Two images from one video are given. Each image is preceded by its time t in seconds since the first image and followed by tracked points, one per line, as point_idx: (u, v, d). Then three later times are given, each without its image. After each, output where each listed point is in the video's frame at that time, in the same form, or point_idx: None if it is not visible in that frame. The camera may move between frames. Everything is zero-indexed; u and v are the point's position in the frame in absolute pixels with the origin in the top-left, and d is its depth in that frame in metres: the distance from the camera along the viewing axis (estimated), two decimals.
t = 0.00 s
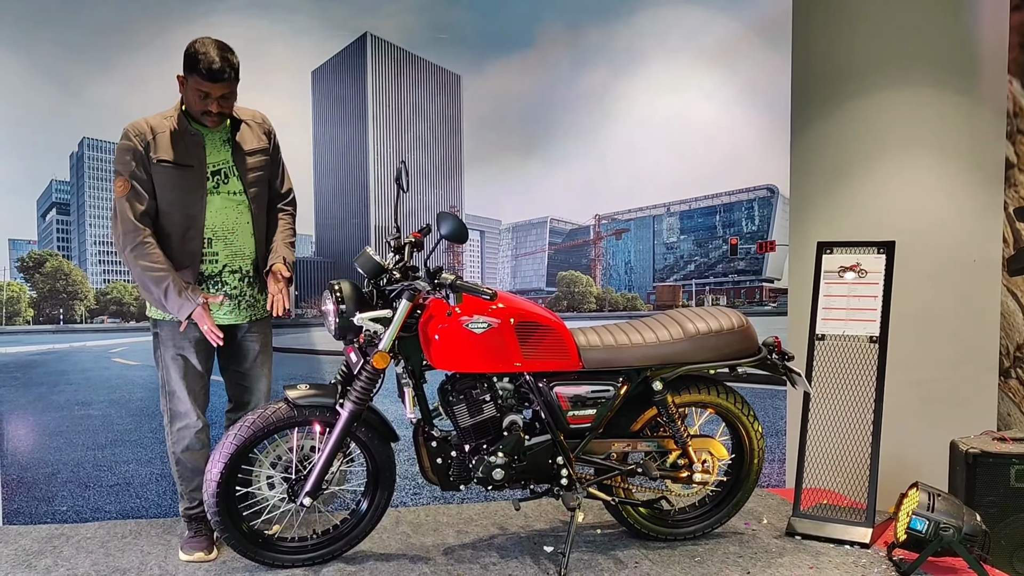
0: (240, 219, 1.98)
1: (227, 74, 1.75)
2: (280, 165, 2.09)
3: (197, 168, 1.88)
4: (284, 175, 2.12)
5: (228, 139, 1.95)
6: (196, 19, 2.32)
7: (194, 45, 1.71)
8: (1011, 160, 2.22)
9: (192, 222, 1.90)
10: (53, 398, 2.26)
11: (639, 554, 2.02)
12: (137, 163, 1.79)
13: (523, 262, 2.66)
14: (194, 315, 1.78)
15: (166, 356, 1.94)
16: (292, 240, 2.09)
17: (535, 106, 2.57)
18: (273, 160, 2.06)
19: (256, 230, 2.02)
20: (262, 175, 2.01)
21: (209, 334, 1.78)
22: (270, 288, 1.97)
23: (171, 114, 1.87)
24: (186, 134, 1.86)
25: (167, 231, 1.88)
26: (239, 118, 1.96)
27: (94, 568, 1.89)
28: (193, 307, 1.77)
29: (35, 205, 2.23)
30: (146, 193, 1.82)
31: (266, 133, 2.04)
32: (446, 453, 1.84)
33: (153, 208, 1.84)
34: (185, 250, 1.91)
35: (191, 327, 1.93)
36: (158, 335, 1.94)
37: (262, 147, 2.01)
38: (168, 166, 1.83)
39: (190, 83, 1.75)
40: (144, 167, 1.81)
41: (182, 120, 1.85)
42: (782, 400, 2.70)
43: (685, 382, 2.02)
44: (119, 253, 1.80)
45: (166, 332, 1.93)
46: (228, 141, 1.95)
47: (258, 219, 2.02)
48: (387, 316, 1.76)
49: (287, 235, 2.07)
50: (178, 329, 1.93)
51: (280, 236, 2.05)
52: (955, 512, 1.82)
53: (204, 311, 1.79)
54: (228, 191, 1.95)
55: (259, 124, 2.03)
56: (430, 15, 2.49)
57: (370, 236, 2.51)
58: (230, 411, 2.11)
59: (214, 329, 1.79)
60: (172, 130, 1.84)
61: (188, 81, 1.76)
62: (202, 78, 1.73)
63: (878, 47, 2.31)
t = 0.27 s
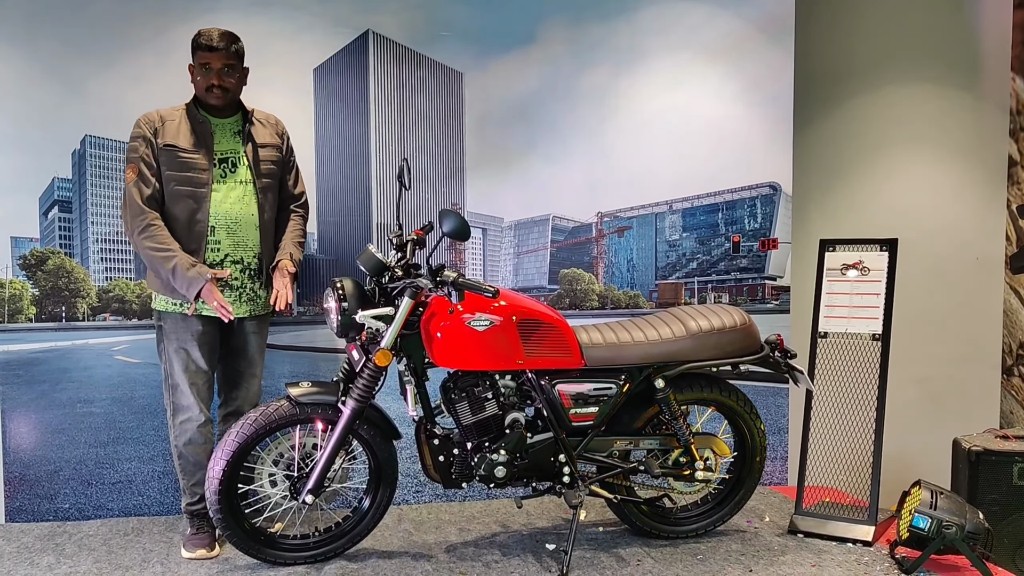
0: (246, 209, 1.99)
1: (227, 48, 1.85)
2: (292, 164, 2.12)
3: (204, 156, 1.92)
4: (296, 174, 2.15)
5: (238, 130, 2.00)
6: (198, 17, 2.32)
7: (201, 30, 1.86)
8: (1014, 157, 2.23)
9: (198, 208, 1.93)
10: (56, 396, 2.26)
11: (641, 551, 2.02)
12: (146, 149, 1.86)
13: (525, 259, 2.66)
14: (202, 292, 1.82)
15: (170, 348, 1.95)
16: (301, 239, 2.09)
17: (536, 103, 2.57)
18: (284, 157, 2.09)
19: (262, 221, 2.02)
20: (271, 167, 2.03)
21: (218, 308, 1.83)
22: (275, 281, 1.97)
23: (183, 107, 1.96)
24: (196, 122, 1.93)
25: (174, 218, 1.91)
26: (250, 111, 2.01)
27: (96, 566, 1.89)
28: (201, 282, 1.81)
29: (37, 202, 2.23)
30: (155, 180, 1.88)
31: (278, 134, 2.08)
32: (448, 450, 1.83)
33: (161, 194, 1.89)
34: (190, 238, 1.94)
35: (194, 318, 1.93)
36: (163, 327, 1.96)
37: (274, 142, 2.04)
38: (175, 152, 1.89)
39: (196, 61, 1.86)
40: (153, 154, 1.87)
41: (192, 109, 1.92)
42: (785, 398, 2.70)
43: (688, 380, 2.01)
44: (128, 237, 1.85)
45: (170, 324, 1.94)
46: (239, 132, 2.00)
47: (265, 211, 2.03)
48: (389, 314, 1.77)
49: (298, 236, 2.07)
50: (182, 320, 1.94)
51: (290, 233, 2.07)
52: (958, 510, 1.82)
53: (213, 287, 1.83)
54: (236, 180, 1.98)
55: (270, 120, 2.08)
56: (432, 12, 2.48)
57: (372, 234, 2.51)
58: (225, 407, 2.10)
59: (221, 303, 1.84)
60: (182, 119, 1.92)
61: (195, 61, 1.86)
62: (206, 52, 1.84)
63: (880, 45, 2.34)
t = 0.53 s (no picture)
0: (241, 210, 1.98)
1: (237, 49, 1.87)
2: (297, 170, 2.11)
3: (204, 153, 1.92)
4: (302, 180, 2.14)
5: (244, 132, 2.00)
6: (200, 14, 2.31)
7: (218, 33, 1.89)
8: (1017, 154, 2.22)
9: (191, 204, 1.92)
10: (58, 393, 2.27)
11: (643, 549, 2.02)
12: (150, 142, 1.89)
13: (527, 257, 2.65)
14: (188, 288, 1.84)
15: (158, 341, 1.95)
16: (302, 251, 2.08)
17: (538, 100, 2.56)
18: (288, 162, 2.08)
19: (256, 224, 2.00)
20: (273, 172, 2.02)
21: (202, 305, 1.85)
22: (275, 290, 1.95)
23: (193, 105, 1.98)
24: (201, 119, 1.94)
25: (169, 212, 1.92)
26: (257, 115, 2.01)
27: (98, 563, 1.89)
28: (187, 279, 1.83)
29: (38, 200, 2.22)
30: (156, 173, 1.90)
31: (286, 140, 2.09)
32: (450, 448, 1.83)
33: (159, 187, 1.91)
34: (181, 232, 1.93)
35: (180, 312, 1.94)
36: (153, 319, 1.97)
37: (280, 147, 2.04)
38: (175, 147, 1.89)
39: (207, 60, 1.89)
40: (155, 147, 1.89)
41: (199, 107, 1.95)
42: (787, 396, 2.69)
43: (691, 378, 2.01)
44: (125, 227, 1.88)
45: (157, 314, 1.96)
46: (244, 134, 2.00)
47: (263, 214, 2.01)
48: (390, 311, 1.76)
49: (297, 246, 2.06)
50: (175, 315, 1.95)
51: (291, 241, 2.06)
52: (960, 508, 1.82)
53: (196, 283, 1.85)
54: (233, 180, 1.97)
55: (278, 128, 2.08)
56: (434, 9, 2.48)
57: (374, 231, 2.50)
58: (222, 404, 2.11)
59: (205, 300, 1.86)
60: (188, 117, 1.94)
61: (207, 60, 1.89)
62: (217, 52, 1.86)
63: (883, 42, 2.34)
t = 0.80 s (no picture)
0: (230, 202, 2.02)
1: (218, 44, 1.94)
2: (279, 166, 2.16)
3: (189, 147, 1.97)
4: (285, 175, 2.18)
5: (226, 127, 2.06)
6: (201, 11, 2.31)
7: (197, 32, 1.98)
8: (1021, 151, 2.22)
9: (180, 199, 1.97)
10: (60, 391, 2.26)
11: (645, 546, 2.02)
12: (133, 142, 1.93)
13: (529, 254, 2.65)
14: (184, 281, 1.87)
15: (140, 338, 2.00)
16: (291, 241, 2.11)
17: (540, 98, 2.56)
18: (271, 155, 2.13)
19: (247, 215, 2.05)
20: (257, 164, 2.07)
21: (200, 296, 1.87)
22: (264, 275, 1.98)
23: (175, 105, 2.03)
24: (183, 116, 2.00)
25: (158, 209, 1.97)
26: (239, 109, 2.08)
27: (100, 561, 1.89)
28: (183, 271, 1.85)
29: (40, 198, 2.22)
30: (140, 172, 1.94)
31: (268, 135, 2.14)
32: (452, 446, 1.83)
33: (145, 186, 1.96)
34: (173, 227, 1.98)
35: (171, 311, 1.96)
36: (139, 319, 2.01)
37: (262, 140, 2.10)
38: (159, 144, 1.95)
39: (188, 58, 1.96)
40: (139, 146, 1.94)
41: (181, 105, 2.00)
42: (789, 393, 2.69)
43: (693, 375, 2.01)
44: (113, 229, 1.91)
45: (143, 316, 2.00)
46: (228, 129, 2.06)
47: (252, 206, 2.06)
48: (393, 309, 1.75)
49: (286, 236, 2.08)
50: (168, 313, 1.97)
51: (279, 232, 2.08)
52: (963, 505, 1.82)
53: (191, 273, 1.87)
54: (220, 173, 2.01)
55: (260, 123, 2.14)
56: (436, 6, 2.47)
57: (376, 228, 2.51)
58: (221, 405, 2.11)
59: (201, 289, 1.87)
60: (169, 115, 2.00)
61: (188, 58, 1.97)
62: (198, 49, 1.94)
63: (886, 39, 2.32)
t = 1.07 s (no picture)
0: (196, 196, 2.06)
1: (176, 38, 2.00)
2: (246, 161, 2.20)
3: (151, 143, 2.01)
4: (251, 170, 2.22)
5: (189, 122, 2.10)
6: (202, 9, 2.30)
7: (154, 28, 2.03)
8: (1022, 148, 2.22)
9: (146, 194, 2.00)
10: (61, 389, 2.26)
11: (647, 544, 2.02)
12: (94, 139, 1.96)
13: (531, 252, 2.64)
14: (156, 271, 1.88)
15: (114, 341, 2.04)
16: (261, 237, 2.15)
17: (542, 95, 2.55)
18: (237, 151, 2.16)
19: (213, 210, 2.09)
20: (221, 157, 2.11)
21: (177, 282, 1.90)
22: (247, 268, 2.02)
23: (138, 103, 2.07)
24: (144, 113, 2.04)
25: (123, 206, 2.00)
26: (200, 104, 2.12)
27: (102, 559, 1.89)
28: (154, 262, 1.87)
29: (42, 196, 2.22)
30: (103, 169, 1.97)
31: (233, 129, 2.18)
32: (453, 443, 1.83)
33: (108, 183, 1.98)
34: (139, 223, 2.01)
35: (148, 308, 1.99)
36: (110, 319, 2.04)
37: (227, 135, 2.14)
38: (120, 140, 1.98)
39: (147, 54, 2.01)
40: (100, 143, 1.97)
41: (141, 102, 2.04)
42: (791, 391, 2.68)
43: (695, 372, 2.00)
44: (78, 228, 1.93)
45: (114, 317, 2.03)
46: (190, 124, 2.10)
47: (218, 201, 2.10)
48: (394, 306, 1.75)
49: (256, 230, 2.14)
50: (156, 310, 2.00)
51: (251, 230, 2.13)
52: (966, 503, 1.81)
53: (163, 262, 1.89)
54: (185, 168, 2.05)
55: (223, 120, 2.18)
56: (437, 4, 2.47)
57: (378, 226, 2.50)
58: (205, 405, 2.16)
59: (176, 277, 1.90)
60: (131, 112, 2.03)
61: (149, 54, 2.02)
62: (157, 43, 1.99)
63: (887, 36, 2.31)
